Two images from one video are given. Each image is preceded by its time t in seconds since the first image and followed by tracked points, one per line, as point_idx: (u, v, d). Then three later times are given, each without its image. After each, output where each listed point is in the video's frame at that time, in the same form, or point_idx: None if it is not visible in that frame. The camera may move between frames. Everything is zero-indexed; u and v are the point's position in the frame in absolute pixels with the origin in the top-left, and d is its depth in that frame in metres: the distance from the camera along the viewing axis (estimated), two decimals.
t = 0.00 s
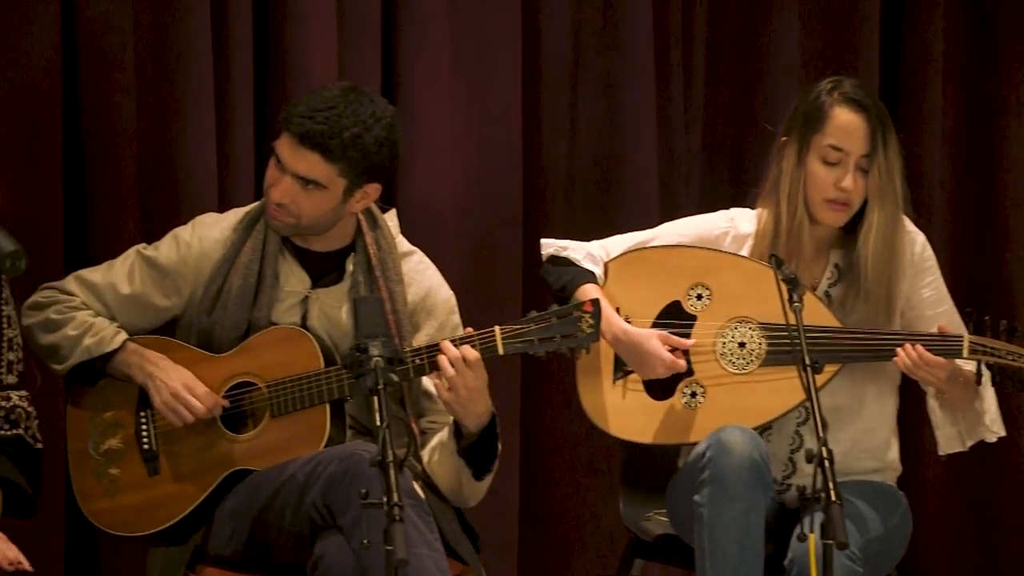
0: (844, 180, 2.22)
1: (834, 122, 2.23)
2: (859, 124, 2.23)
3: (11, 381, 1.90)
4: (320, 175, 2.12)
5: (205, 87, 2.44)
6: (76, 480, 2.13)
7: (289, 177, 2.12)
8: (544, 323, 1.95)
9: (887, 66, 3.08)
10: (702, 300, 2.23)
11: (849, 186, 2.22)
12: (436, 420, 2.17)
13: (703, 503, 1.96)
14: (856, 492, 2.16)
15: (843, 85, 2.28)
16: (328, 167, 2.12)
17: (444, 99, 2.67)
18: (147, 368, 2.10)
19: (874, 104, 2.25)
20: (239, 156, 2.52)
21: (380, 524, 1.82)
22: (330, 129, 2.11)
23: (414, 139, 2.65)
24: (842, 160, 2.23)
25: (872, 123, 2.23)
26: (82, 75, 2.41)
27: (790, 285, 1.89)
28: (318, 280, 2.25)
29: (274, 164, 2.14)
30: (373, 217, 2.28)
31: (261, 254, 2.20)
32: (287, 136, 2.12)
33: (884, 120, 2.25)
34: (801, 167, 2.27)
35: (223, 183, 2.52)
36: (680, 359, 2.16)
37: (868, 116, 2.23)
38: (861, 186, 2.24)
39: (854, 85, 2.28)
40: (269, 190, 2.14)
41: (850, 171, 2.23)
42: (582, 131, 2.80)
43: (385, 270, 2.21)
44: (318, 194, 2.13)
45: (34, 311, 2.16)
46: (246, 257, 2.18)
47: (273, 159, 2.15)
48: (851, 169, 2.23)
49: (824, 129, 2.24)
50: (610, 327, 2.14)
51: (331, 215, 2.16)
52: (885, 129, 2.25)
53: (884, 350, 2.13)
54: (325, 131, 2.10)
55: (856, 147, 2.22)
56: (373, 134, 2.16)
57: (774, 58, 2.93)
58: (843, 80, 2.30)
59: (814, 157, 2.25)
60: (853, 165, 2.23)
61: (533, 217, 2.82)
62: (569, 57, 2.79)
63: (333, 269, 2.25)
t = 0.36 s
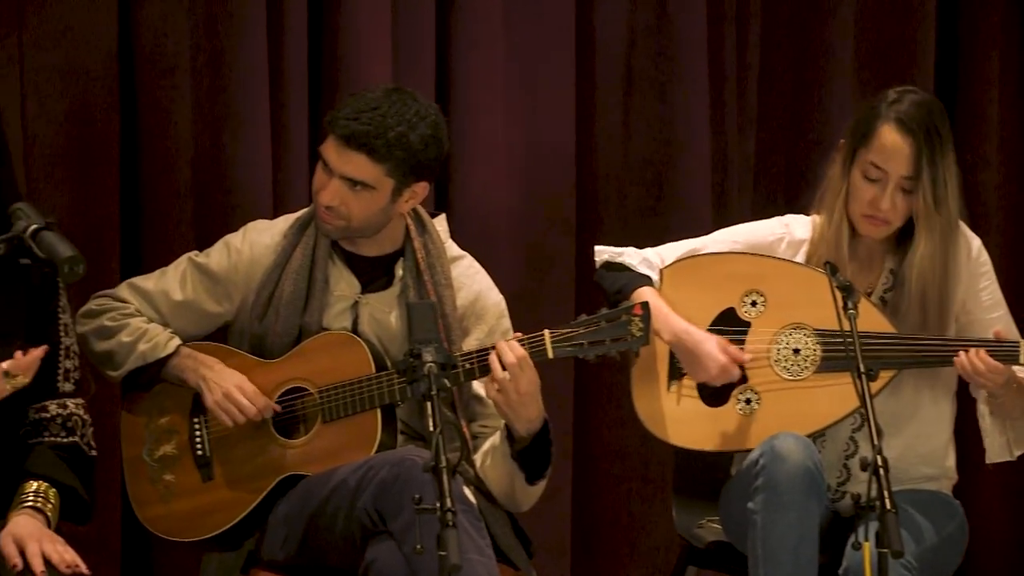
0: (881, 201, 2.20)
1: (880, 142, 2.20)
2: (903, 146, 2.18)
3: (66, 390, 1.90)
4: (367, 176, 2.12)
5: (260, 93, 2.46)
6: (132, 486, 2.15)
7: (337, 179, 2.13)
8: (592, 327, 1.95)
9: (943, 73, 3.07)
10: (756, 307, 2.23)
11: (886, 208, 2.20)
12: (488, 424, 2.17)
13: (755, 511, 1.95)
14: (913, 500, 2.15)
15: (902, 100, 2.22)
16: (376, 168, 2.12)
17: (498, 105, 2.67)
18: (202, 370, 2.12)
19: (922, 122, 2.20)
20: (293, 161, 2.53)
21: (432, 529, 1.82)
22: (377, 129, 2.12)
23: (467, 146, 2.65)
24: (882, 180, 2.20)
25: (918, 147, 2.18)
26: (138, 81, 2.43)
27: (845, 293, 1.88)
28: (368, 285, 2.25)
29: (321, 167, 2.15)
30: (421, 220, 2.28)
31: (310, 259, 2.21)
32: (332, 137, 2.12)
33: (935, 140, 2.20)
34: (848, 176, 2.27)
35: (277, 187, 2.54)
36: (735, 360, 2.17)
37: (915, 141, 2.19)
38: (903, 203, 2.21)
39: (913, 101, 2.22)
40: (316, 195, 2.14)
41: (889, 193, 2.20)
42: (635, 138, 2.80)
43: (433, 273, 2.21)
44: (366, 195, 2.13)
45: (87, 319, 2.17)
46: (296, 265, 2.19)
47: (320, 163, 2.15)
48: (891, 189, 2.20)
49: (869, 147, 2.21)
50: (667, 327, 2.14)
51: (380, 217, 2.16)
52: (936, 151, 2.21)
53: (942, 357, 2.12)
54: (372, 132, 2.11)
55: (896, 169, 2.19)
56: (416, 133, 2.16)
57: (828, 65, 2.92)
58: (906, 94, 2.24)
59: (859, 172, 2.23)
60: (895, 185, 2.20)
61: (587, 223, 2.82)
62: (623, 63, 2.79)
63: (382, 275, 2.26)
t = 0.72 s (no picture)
0: (939, 227, 2.18)
1: (936, 170, 2.18)
2: (957, 175, 2.17)
3: (133, 391, 1.93)
4: (474, 139, 2.22)
5: (325, 93, 2.48)
6: (198, 482, 2.16)
7: (442, 145, 2.20)
8: (657, 328, 1.93)
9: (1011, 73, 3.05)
10: (822, 307, 2.22)
11: (945, 233, 2.18)
12: (554, 424, 2.18)
13: (821, 512, 1.94)
14: (980, 504, 2.13)
15: (960, 124, 2.20)
16: (481, 132, 2.23)
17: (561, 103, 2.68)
18: (263, 375, 2.13)
19: (976, 150, 2.18)
20: (358, 161, 2.55)
21: (496, 528, 1.82)
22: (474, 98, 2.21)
23: (531, 145, 2.65)
24: (939, 206, 2.18)
25: (973, 174, 2.16)
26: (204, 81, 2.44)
27: (911, 293, 1.87)
28: (433, 283, 2.26)
29: (418, 141, 2.22)
30: (484, 214, 2.29)
31: (377, 256, 2.22)
32: (433, 107, 2.21)
33: (990, 164, 2.18)
34: (909, 199, 2.25)
35: (342, 187, 2.55)
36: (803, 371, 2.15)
37: (969, 170, 2.17)
38: (963, 227, 2.19)
39: (971, 125, 2.20)
40: (419, 164, 2.20)
41: (946, 219, 2.18)
42: (699, 138, 2.79)
43: (497, 271, 2.22)
44: (471, 159, 2.22)
45: (154, 317, 2.18)
46: (362, 263, 2.20)
47: (415, 139, 2.22)
48: (948, 215, 2.18)
49: (926, 174, 2.20)
50: (736, 332, 2.13)
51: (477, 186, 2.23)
52: (993, 175, 2.18)
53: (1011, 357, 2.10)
54: (475, 95, 2.22)
55: (950, 198, 2.17)
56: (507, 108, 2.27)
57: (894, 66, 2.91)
58: (966, 115, 2.22)
59: (918, 198, 2.22)
60: (952, 213, 2.18)
61: (650, 224, 2.81)
62: (688, 61, 2.78)
63: (447, 272, 2.27)
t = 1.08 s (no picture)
0: (996, 239, 2.15)
1: (995, 183, 2.15)
2: (1013, 187, 2.13)
3: (195, 392, 1.96)
4: (563, 117, 2.29)
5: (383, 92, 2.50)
6: (258, 472, 2.18)
7: (535, 119, 2.27)
8: (724, 331, 1.89)
9: None
10: (880, 308, 2.21)
11: (1003, 246, 2.15)
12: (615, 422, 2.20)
13: (879, 512, 1.93)
14: None
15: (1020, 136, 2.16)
16: (569, 111, 2.31)
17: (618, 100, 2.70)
18: (331, 360, 2.14)
19: None
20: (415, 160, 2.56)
21: (553, 528, 1.81)
22: (563, 79, 2.30)
23: (590, 141, 2.67)
24: (996, 220, 2.15)
25: None
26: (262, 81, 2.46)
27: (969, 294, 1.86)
28: (498, 278, 2.28)
29: (509, 116, 2.27)
30: (550, 215, 2.35)
31: (444, 249, 2.25)
32: (525, 84, 2.30)
33: None
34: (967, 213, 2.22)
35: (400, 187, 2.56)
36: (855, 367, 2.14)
37: None
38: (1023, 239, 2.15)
39: None
40: (515, 134, 2.25)
41: (1003, 232, 2.14)
42: (756, 138, 2.80)
43: (564, 270, 2.27)
44: (558, 135, 2.28)
45: (221, 306, 2.21)
46: (429, 256, 2.23)
47: (506, 114, 2.28)
48: (1005, 228, 2.14)
49: (985, 187, 2.17)
50: (787, 336, 2.10)
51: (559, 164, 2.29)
52: None
53: None
54: (564, 76, 2.31)
55: (1006, 211, 2.13)
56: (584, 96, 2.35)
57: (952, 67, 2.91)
58: None
59: (976, 211, 2.19)
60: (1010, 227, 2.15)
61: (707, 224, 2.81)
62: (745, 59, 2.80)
63: (514, 265, 2.30)
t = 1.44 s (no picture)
0: None
1: None
2: None
3: (251, 386, 1.98)
4: (642, 106, 2.31)
5: (438, 93, 2.51)
6: (314, 459, 2.18)
7: (616, 104, 2.28)
8: (789, 341, 1.87)
9: None
10: (936, 308, 2.19)
11: None
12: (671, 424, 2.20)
13: (935, 513, 1.92)
14: None
15: None
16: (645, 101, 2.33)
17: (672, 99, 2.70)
18: (388, 356, 2.15)
19: None
20: (469, 160, 2.57)
21: (607, 527, 1.79)
22: (639, 72, 2.34)
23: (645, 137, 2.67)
24: None
25: None
26: (316, 82, 2.47)
27: None
28: (564, 273, 2.28)
29: (589, 102, 2.29)
30: (616, 215, 2.36)
31: (511, 245, 2.26)
32: (603, 75, 2.33)
33: None
34: None
35: (454, 187, 2.57)
36: (914, 363, 2.12)
37: None
38: None
39: None
40: (596, 117, 2.27)
41: None
42: (810, 136, 2.79)
43: (629, 268, 2.27)
44: (637, 122, 2.30)
45: (283, 295, 2.23)
46: (496, 248, 2.25)
47: (586, 100, 2.30)
48: None
49: None
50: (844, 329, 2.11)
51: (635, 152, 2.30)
52: None
53: None
54: (635, 69, 2.35)
55: None
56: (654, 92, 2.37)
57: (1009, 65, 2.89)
58: None
59: None
60: None
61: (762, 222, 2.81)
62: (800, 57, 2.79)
63: (579, 262, 2.30)
